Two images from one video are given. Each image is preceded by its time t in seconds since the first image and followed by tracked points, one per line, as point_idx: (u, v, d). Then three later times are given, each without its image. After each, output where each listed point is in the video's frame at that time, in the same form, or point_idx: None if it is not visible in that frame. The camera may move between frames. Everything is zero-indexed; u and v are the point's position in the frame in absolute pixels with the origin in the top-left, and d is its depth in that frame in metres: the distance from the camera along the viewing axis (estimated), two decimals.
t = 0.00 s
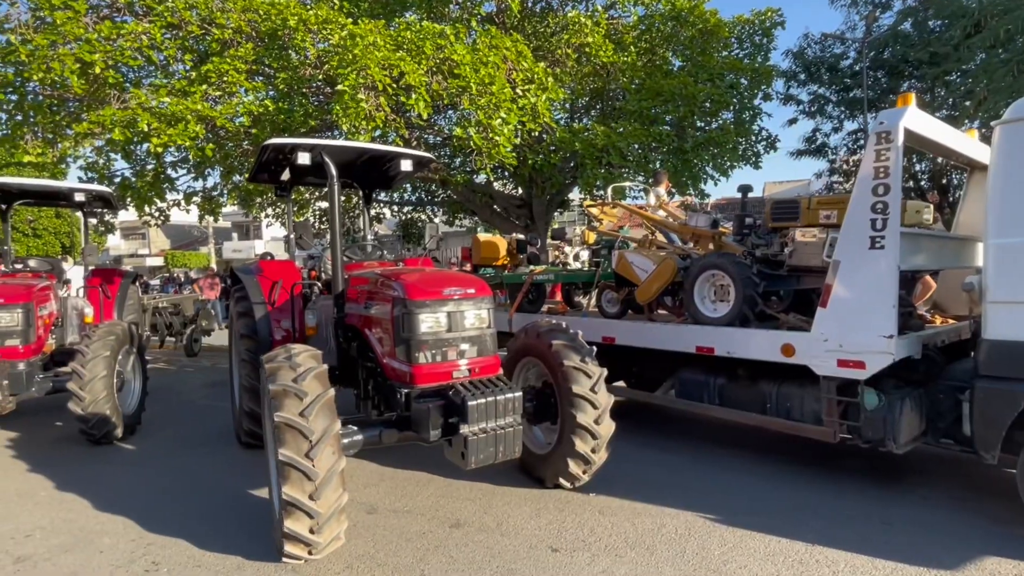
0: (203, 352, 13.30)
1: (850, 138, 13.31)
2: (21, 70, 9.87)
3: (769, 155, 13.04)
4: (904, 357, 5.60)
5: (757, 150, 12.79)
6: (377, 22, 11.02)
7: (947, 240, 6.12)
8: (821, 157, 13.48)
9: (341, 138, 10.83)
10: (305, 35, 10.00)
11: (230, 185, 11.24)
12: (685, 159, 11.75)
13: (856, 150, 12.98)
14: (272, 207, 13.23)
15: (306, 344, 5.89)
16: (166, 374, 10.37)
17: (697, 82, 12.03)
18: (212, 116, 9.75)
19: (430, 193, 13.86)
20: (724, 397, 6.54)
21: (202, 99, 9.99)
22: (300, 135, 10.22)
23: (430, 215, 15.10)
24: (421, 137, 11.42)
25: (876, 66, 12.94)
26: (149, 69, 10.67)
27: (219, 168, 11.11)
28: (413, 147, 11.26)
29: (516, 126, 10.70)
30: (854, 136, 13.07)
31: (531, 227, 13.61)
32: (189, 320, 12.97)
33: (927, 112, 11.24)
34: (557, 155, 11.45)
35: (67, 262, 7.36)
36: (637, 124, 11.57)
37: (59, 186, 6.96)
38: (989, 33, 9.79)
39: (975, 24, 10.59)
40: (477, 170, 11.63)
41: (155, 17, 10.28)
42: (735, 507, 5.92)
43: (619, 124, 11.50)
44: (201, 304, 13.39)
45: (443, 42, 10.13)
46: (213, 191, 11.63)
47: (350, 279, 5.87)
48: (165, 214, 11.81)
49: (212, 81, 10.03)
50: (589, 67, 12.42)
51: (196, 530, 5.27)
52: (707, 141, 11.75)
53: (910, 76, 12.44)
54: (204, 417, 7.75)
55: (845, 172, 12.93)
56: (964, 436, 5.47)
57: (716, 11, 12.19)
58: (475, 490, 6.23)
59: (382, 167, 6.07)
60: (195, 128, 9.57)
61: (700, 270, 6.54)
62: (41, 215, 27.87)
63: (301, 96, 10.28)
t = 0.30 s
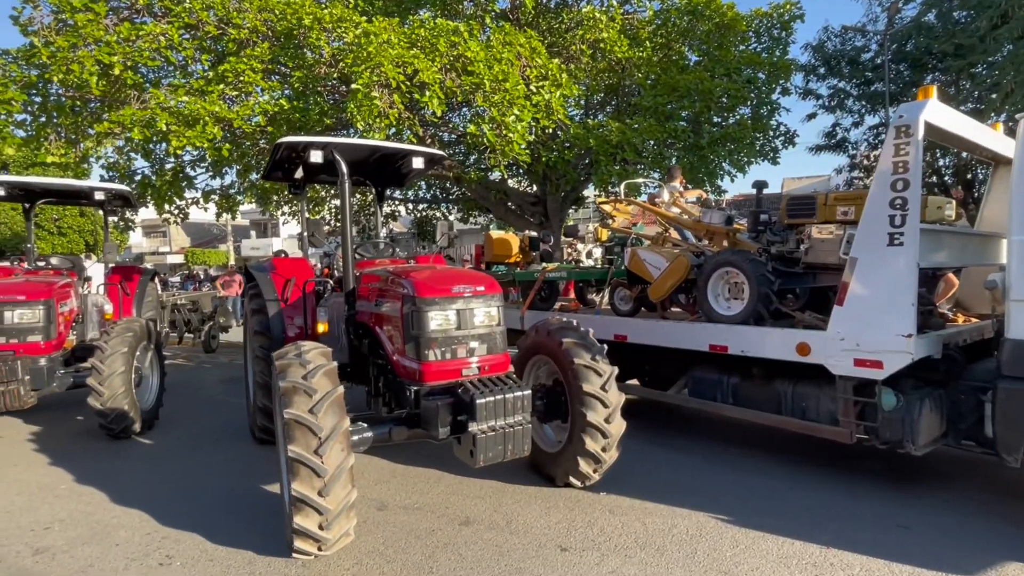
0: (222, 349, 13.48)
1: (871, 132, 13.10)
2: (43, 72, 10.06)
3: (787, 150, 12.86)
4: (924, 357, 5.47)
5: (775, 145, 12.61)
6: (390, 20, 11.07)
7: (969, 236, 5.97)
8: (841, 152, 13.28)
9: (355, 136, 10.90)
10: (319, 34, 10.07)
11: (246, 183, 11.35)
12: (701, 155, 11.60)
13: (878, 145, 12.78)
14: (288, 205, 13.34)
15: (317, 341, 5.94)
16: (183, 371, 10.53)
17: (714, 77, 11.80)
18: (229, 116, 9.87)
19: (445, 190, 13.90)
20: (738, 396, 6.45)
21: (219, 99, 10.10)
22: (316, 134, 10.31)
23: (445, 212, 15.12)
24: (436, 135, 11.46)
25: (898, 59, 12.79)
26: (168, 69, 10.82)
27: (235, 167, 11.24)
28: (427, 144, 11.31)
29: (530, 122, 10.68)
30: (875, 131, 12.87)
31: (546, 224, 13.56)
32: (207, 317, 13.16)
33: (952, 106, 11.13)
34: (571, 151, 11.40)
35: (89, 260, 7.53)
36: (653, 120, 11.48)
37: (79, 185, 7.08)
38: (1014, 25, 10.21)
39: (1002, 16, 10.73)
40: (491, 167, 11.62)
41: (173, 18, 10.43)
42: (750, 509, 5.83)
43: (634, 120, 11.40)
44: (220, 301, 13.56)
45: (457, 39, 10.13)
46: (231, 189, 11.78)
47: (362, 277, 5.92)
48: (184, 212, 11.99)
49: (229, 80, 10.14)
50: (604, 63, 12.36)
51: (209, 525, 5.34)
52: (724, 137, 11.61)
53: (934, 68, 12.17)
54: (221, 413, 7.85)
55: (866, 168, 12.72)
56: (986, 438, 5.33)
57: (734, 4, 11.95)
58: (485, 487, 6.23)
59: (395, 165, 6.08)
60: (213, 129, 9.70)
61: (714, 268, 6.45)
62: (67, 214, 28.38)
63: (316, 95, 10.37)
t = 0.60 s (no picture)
0: (245, 346, 13.69)
1: (897, 127, 12.86)
2: (72, 75, 10.29)
3: (810, 146, 12.64)
4: (949, 357, 5.34)
5: (798, 141, 12.42)
6: (409, 19, 11.13)
7: (998, 233, 5.82)
8: (866, 147, 13.04)
9: (374, 135, 11.00)
10: (338, 34, 10.16)
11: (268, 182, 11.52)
12: (722, 151, 11.41)
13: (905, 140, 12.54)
14: (308, 203, 13.49)
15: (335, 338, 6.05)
16: (207, 367, 10.72)
17: (735, 72, 11.65)
18: (251, 118, 9.98)
19: (463, 188, 13.95)
20: (756, 396, 6.39)
21: (241, 99, 10.25)
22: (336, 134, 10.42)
23: (463, 210, 15.15)
24: (454, 132, 11.51)
25: (926, 51, 12.69)
26: (192, 70, 11.00)
27: (257, 166, 11.40)
28: (445, 143, 11.37)
29: (548, 120, 10.68)
30: (902, 125, 12.64)
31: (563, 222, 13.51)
32: (230, 314, 13.38)
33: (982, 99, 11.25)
34: (589, 148, 11.37)
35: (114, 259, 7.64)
36: (672, 115, 11.34)
37: (106, 185, 7.25)
38: None
39: None
40: (508, 165, 11.63)
41: (197, 20, 10.62)
42: (769, 510, 5.76)
43: (654, 117, 11.25)
44: (244, 298, 13.77)
45: (474, 37, 10.16)
46: (253, 188, 11.95)
47: (378, 274, 5.97)
48: (208, 210, 12.21)
49: (250, 81, 10.28)
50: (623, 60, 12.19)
51: (230, 517, 5.45)
52: (745, 133, 11.45)
53: (963, 60, 12.06)
54: (243, 409, 7.99)
55: (892, 163, 12.49)
56: (1014, 440, 5.21)
57: None
58: (500, 485, 6.26)
59: (412, 164, 6.09)
60: (235, 130, 9.84)
61: (733, 265, 6.44)
62: (96, 214, 28.95)
63: (335, 95, 10.48)
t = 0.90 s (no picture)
0: (272, 343, 13.92)
1: (930, 121, 12.56)
2: (106, 79, 10.55)
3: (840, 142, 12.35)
4: (983, 358, 5.19)
5: (826, 137, 12.17)
6: (431, 19, 11.21)
7: None
8: (898, 142, 12.73)
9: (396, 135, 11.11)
10: (362, 35, 10.30)
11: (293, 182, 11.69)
12: (747, 148, 11.05)
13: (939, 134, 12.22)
14: (333, 202, 13.65)
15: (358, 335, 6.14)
16: (236, 363, 10.94)
17: (761, 67, 11.32)
18: (277, 118, 10.15)
19: (485, 186, 13.98)
20: (781, 396, 6.31)
21: (267, 101, 10.42)
22: (360, 134, 10.54)
23: (485, 209, 15.18)
24: (475, 131, 11.54)
25: (961, 43, 12.48)
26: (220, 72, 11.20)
27: (282, 166, 11.57)
28: (467, 141, 11.40)
29: (570, 118, 10.65)
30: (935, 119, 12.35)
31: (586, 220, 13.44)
32: (257, 311, 13.62)
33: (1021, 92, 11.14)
34: (611, 146, 11.32)
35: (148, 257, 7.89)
36: (697, 112, 11.17)
37: (139, 186, 7.46)
38: None
39: None
40: (530, 163, 11.62)
41: (225, 23, 10.84)
42: (793, 512, 5.69)
43: (677, 113, 11.05)
44: (271, 296, 14.00)
45: (496, 36, 10.19)
46: (278, 187, 12.12)
47: (401, 273, 6.04)
48: (235, 209, 12.41)
49: (276, 82, 10.43)
50: (646, 56, 12.39)
51: (257, 511, 5.58)
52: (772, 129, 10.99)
53: (1001, 52, 11.92)
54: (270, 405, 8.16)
55: (925, 159, 12.19)
56: None
57: None
58: (521, 482, 6.30)
59: (434, 163, 6.12)
60: (261, 131, 9.98)
61: (758, 264, 6.38)
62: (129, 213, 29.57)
63: (358, 96, 10.58)
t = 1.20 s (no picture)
0: (300, 341, 14.16)
1: (969, 116, 12.16)
2: (143, 83, 10.84)
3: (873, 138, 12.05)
4: None
5: (859, 133, 11.85)
6: (456, 20, 11.27)
7: None
8: (935, 138, 12.33)
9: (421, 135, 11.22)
10: (388, 37, 10.43)
11: (321, 182, 11.88)
12: (776, 144, 10.96)
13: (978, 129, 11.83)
14: (359, 202, 13.81)
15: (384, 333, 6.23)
16: (266, 360, 11.16)
17: (791, 61, 11.10)
18: (305, 119, 10.33)
19: (509, 185, 13.99)
20: (811, 398, 6.20)
21: (296, 102, 10.60)
22: (386, 134, 10.67)
23: (509, 208, 15.17)
24: (500, 130, 11.55)
25: (1002, 35, 12.14)
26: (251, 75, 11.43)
27: (310, 167, 11.75)
28: (492, 140, 11.42)
29: (595, 116, 10.60)
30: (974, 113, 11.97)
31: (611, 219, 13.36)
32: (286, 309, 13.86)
33: None
34: (637, 144, 11.24)
35: (183, 256, 8.13)
36: (724, 108, 10.98)
37: (174, 187, 7.68)
38: None
39: None
40: (555, 162, 11.58)
41: (256, 27, 11.08)
42: (823, 516, 5.59)
43: (704, 110, 10.91)
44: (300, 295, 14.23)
45: (520, 35, 10.19)
46: (306, 187, 12.33)
47: (426, 272, 6.10)
48: (265, 209, 12.63)
49: (305, 84, 10.61)
50: (672, 52, 12.29)
51: (287, 504, 5.71)
52: (801, 125, 10.85)
53: None
54: (301, 401, 8.33)
55: (964, 154, 11.82)
56: None
57: None
58: (545, 481, 6.32)
59: (460, 162, 6.15)
60: (290, 131, 10.17)
61: (787, 263, 6.28)
62: (163, 213, 30.19)
63: (384, 96, 10.69)
